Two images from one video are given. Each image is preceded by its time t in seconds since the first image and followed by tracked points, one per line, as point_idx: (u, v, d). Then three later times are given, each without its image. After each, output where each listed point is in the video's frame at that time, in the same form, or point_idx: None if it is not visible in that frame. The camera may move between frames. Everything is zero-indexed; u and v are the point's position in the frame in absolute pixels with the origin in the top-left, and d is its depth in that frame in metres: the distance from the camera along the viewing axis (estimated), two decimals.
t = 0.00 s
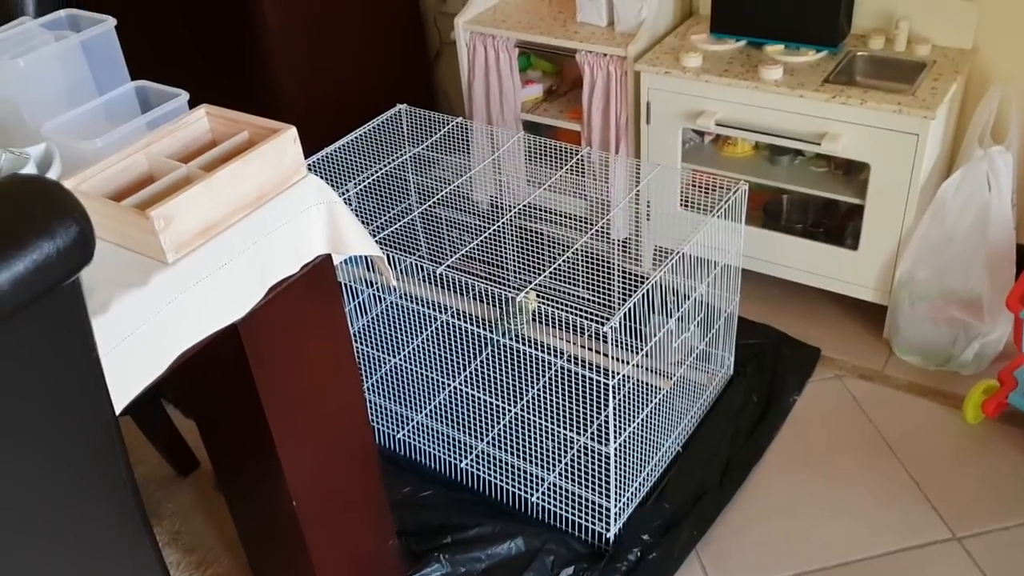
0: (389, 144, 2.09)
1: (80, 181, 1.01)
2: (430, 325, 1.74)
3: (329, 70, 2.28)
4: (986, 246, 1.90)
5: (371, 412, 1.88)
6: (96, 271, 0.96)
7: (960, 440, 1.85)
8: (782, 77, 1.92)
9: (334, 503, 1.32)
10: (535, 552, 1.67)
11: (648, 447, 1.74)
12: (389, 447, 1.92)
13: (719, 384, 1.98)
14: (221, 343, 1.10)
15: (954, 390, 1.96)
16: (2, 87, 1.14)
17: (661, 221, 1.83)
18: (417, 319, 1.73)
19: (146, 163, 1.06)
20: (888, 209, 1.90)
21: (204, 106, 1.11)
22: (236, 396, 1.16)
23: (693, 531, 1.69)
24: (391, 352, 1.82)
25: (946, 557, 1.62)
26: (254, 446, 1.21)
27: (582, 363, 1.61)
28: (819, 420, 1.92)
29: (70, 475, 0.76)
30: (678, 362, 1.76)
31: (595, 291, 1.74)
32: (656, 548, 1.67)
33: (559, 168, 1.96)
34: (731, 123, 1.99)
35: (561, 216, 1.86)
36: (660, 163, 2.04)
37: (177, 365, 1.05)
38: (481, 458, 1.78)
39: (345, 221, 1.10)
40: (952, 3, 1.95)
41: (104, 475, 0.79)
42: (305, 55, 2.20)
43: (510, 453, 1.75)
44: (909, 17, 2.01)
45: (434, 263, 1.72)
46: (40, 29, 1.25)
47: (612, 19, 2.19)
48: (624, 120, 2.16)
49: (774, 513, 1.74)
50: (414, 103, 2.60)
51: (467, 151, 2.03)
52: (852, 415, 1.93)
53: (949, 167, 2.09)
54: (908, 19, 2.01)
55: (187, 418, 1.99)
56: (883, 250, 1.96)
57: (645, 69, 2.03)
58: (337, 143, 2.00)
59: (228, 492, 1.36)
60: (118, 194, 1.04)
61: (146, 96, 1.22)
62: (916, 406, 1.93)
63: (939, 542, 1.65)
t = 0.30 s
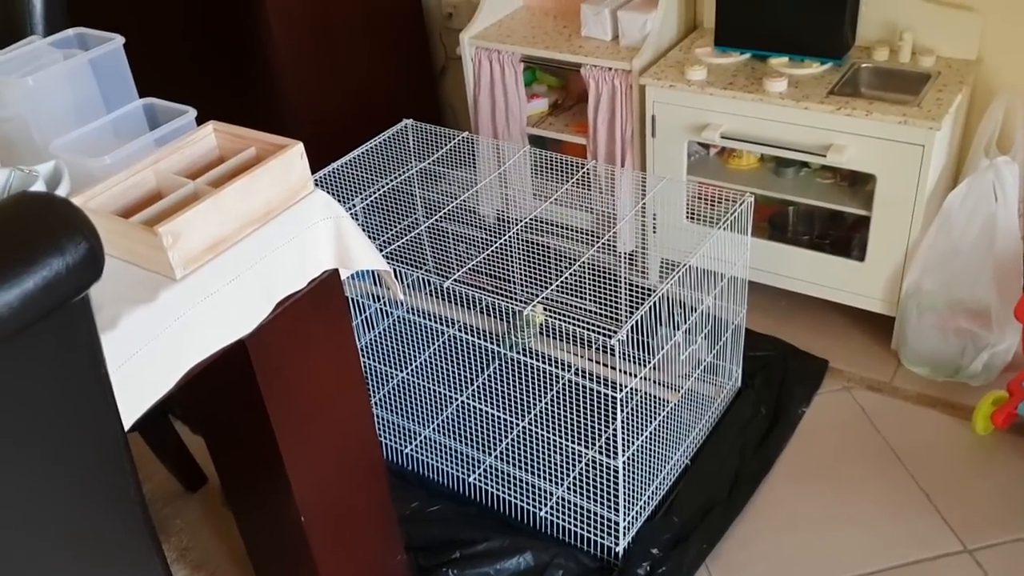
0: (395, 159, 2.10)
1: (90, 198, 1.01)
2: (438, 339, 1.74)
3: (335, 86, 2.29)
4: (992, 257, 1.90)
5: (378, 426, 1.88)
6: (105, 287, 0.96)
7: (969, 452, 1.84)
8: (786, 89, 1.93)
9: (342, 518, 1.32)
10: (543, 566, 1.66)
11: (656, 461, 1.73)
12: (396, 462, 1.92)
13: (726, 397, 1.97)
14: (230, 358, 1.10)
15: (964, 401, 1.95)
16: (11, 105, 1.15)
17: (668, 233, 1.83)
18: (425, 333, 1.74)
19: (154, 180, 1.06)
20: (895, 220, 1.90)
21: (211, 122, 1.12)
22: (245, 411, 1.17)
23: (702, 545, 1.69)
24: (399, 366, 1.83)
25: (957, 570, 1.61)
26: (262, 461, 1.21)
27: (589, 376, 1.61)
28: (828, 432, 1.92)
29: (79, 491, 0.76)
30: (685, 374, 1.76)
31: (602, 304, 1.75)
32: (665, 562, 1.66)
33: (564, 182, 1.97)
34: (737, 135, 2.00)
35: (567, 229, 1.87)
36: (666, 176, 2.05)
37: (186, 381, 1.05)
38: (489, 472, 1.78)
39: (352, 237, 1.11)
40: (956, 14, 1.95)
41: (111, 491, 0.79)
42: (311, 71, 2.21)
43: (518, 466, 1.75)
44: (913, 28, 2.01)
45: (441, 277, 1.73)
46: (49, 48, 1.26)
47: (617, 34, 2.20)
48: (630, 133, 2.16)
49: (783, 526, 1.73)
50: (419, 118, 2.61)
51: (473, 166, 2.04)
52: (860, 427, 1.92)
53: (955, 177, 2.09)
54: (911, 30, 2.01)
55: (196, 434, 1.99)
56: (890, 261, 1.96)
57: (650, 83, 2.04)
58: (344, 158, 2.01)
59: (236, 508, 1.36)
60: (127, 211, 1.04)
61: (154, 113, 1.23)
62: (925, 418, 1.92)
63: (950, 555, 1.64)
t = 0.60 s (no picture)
0: (403, 162, 2.11)
1: (104, 201, 1.02)
2: (447, 341, 1.74)
3: (345, 89, 2.29)
4: (1003, 255, 1.90)
5: (388, 429, 1.88)
6: (119, 289, 0.96)
7: (981, 454, 1.83)
8: (795, 90, 1.93)
9: (354, 520, 1.33)
10: (553, 568, 1.66)
11: (666, 462, 1.73)
12: (406, 464, 1.92)
13: (736, 399, 1.97)
14: (242, 359, 1.10)
15: (975, 404, 1.94)
16: (26, 110, 1.15)
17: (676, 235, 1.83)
18: (434, 335, 1.74)
19: (168, 182, 1.07)
20: (905, 221, 1.89)
21: (224, 125, 1.13)
22: (257, 412, 1.17)
23: (713, 547, 1.68)
24: (408, 369, 1.83)
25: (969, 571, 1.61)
26: (275, 462, 1.21)
27: (599, 379, 1.61)
28: (838, 434, 1.91)
29: (95, 492, 0.76)
30: (694, 377, 1.76)
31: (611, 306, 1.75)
32: (675, 564, 1.66)
33: (572, 185, 1.97)
34: (745, 137, 2.00)
35: (575, 232, 1.87)
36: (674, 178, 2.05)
37: (199, 382, 1.06)
38: (499, 474, 1.79)
39: (364, 239, 1.11)
40: (966, 15, 1.95)
41: (127, 491, 0.80)
42: (320, 74, 2.21)
43: (527, 468, 1.75)
44: (921, 28, 2.01)
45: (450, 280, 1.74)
46: (62, 52, 1.27)
47: (625, 36, 2.20)
48: (638, 135, 2.16)
49: (794, 528, 1.72)
50: (427, 121, 2.62)
51: (481, 169, 2.04)
52: (871, 429, 1.91)
53: (965, 179, 2.08)
54: (921, 31, 2.01)
55: (207, 438, 2.00)
56: (900, 263, 1.95)
57: (658, 85, 2.04)
58: (353, 162, 2.02)
59: (247, 510, 1.36)
60: (140, 214, 1.05)
61: (167, 117, 1.23)
62: (936, 420, 1.92)
63: (962, 557, 1.63)
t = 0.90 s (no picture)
0: (411, 160, 2.11)
1: (115, 197, 1.02)
2: (455, 338, 1.75)
3: (352, 87, 2.30)
4: (1012, 250, 1.90)
5: (397, 426, 1.89)
6: (131, 284, 0.97)
7: (990, 450, 1.83)
8: (803, 86, 1.93)
9: (365, 516, 1.33)
10: (562, 564, 1.66)
11: (675, 459, 1.73)
12: (415, 461, 1.92)
13: (744, 396, 1.97)
14: (253, 354, 1.11)
15: (983, 400, 1.94)
16: (37, 106, 1.16)
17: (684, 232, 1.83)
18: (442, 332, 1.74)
19: (179, 178, 1.07)
20: (914, 217, 1.89)
21: (234, 122, 1.13)
22: (268, 407, 1.17)
23: (721, 543, 1.68)
24: (417, 366, 1.83)
25: (979, 567, 1.60)
26: (285, 457, 1.22)
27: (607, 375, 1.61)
28: (847, 431, 1.91)
29: (109, 486, 0.77)
30: (703, 374, 1.76)
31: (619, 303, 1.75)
32: (684, 560, 1.66)
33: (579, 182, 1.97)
34: (753, 133, 1.99)
35: (582, 229, 1.87)
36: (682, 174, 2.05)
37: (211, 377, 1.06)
38: (507, 471, 1.79)
39: (374, 235, 1.12)
40: (974, 10, 1.94)
41: (140, 485, 0.80)
42: (328, 72, 2.22)
43: (536, 465, 1.75)
44: (929, 24, 2.00)
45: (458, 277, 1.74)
46: (73, 49, 1.27)
47: (632, 33, 2.20)
48: (645, 132, 2.16)
49: (803, 524, 1.72)
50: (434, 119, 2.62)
51: (489, 167, 2.05)
52: (879, 425, 1.91)
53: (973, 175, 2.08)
54: (929, 27, 2.00)
55: (216, 436, 2.00)
56: (908, 259, 1.95)
57: (665, 82, 2.04)
58: (361, 159, 2.02)
59: (257, 506, 1.36)
60: (152, 210, 1.05)
61: (177, 114, 1.23)
62: (945, 417, 1.91)
63: (972, 553, 1.63)
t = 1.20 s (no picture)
0: (412, 156, 2.12)
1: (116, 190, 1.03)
2: (458, 333, 1.75)
3: (354, 83, 2.30)
4: (1014, 244, 1.90)
5: (400, 421, 1.89)
6: (133, 276, 0.97)
7: (992, 443, 1.83)
8: (804, 80, 1.93)
9: (368, 510, 1.33)
10: (566, 558, 1.67)
11: (677, 452, 1.73)
12: (418, 457, 1.92)
13: (747, 390, 1.97)
14: (255, 347, 1.11)
15: (986, 393, 1.94)
16: (39, 101, 1.16)
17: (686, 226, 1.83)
18: (445, 327, 1.75)
19: (180, 171, 1.07)
20: (916, 210, 1.89)
21: (235, 115, 1.13)
22: (270, 400, 1.17)
23: (724, 536, 1.68)
24: (420, 362, 1.84)
25: (982, 558, 1.60)
26: (288, 450, 1.22)
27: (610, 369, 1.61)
28: (849, 424, 1.91)
29: (112, 474, 0.77)
30: (705, 367, 1.76)
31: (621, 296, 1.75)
32: (687, 553, 1.66)
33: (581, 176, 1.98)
34: (755, 128, 2.00)
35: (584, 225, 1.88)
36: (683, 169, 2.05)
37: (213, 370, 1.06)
38: (510, 466, 1.79)
39: (375, 228, 1.12)
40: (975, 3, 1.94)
41: (143, 473, 0.80)
42: (329, 68, 2.22)
43: (540, 460, 1.75)
44: (930, 17, 2.00)
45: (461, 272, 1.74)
46: (73, 44, 1.27)
47: (633, 28, 2.21)
48: (647, 127, 2.16)
49: (806, 517, 1.72)
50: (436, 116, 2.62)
51: (491, 163, 2.05)
52: (882, 418, 1.91)
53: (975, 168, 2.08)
54: (930, 20, 2.00)
55: (219, 433, 2.01)
56: (910, 252, 1.95)
57: (666, 76, 2.04)
58: (363, 155, 2.03)
59: (261, 500, 1.37)
60: (153, 203, 1.05)
61: (178, 108, 1.24)
62: (948, 409, 1.91)
63: (975, 544, 1.63)
